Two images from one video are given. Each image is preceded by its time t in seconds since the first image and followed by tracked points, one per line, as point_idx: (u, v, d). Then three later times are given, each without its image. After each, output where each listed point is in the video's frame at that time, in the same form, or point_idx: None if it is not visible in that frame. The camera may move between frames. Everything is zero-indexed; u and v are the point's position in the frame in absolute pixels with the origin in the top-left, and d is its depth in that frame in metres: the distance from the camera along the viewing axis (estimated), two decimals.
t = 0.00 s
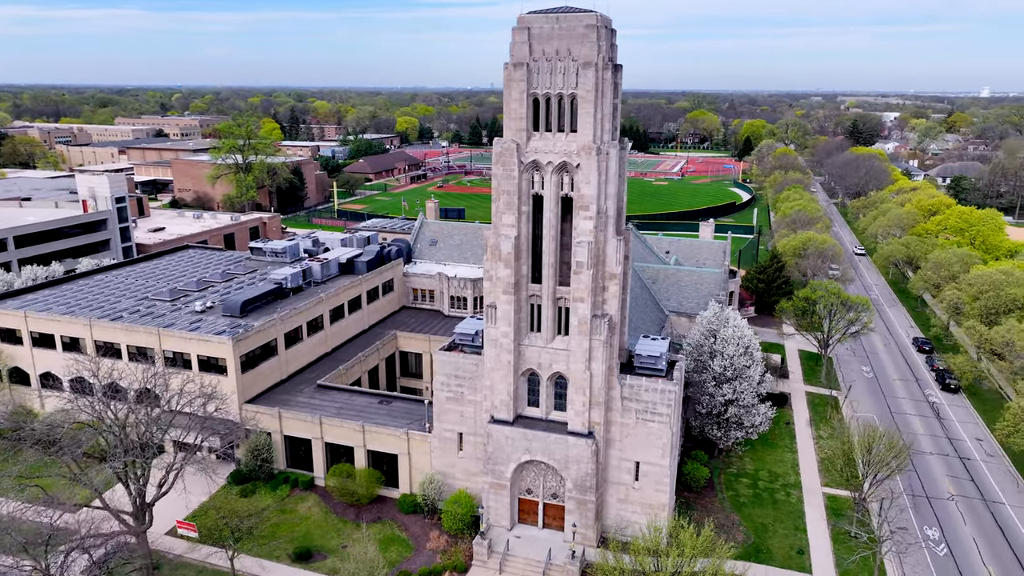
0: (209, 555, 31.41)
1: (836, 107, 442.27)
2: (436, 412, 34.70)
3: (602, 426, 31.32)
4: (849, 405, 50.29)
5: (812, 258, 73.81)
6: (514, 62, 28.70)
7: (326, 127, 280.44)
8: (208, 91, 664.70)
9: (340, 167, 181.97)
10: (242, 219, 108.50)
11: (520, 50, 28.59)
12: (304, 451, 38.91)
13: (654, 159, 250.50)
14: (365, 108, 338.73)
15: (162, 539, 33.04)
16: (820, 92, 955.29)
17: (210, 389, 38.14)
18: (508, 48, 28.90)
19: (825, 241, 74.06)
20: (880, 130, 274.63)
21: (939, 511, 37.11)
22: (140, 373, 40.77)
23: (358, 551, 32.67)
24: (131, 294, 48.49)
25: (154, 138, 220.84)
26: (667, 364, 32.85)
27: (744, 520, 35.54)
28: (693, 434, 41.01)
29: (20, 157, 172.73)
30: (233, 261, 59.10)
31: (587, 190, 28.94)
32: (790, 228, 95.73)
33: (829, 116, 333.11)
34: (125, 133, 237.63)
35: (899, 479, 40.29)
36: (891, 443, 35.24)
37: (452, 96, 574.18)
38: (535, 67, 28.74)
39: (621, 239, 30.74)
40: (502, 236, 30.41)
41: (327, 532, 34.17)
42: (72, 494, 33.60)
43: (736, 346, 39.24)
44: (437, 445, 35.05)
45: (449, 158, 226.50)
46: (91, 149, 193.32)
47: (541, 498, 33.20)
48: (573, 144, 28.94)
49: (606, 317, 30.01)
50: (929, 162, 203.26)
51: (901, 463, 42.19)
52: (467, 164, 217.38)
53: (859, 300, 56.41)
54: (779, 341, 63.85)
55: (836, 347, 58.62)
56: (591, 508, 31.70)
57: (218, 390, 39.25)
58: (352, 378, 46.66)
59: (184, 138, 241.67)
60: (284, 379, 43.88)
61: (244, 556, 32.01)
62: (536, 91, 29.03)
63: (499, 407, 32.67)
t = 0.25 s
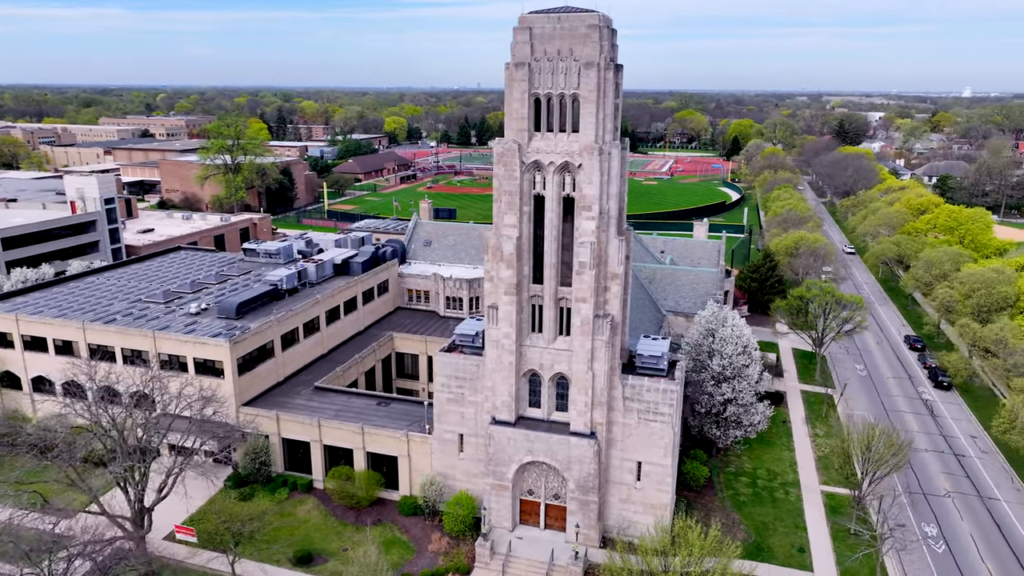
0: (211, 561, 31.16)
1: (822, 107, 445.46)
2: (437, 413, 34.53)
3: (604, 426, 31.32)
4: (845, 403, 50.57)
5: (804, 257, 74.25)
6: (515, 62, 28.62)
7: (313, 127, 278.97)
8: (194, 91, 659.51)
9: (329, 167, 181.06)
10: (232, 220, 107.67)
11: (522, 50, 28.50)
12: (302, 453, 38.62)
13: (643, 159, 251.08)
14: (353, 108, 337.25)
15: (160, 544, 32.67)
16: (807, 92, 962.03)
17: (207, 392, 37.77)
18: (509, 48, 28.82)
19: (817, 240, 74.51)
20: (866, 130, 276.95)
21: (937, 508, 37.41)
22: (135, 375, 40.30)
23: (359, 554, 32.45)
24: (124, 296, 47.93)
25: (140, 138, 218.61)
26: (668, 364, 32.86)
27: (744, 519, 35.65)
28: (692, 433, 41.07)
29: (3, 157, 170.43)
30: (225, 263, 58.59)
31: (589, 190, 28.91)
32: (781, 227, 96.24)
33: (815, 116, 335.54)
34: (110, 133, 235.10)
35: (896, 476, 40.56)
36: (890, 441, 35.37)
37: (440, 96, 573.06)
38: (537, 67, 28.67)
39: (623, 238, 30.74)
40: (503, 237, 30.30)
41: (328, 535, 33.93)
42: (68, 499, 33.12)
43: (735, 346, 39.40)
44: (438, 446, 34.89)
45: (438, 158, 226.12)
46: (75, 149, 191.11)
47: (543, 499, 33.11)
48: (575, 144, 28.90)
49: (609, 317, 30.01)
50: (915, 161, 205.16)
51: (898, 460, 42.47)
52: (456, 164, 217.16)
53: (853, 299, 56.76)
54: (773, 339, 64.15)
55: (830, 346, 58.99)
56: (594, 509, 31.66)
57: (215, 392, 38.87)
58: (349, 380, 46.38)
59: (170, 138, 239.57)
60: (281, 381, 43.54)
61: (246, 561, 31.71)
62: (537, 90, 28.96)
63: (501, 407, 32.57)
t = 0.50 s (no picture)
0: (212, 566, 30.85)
1: (808, 107, 448.36)
2: (437, 415, 34.36)
3: (607, 426, 31.31)
4: (839, 402, 50.96)
5: (797, 256, 74.64)
6: (517, 62, 28.54)
7: (301, 127, 277.48)
8: (179, 91, 653.49)
9: (318, 167, 180.06)
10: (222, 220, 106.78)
11: (523, 50, 28.40)
12: (301, 456, 38.33)
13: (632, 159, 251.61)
14: (340, 107, 335.61)
15: (158, 549, 32.30)
16: (793, 92, 968.50)
17: (204, 395, 37.41)
18: (510, 48, 28.72)
19: (810, 239, 74.99)
20: (852, 129, 279.15)
21: (934, 504, 37.72)
22: (130, 379, 39.83)
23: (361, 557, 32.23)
24: (116, 299, 47.39)
25: (125, 138, 216.63)
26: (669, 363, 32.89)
27: (745, 517, 35.75)
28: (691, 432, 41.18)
29: None
30: (218, 264, 58.10)
31: (591, 190, 28.88)
32: (772, 227, 96.76)
33: (802, 115, 337.61)
34: (95, 134, 232.58)
35: (893, 473, 40.84)
36: (889, 438, 35.57)
37: (428, 96, 571.26)
38: (538, 67, 28.61)
39: (624, 239, 30.74)
40: (505, 237, 30.21)
41: (328, 538, 33.69)
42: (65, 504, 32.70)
43: (734, 345, 39.59)
44: (438, 448, 34.73)
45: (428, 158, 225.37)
46: (60, 150, 188.85)
47: (545, 500, 33.01)
48: (577, 145, 28.87)
49: (611, 318, 30.00)
50: (901, 160, 206.93)
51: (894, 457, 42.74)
52: (445, 164, 216.72)
53: (847, 298, 57.07)
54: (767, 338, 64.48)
55: (824, 344, 59.32)
56: (596, 509, 31.63)
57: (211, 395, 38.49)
58: (346, 382, 46.08)
59: (156, 138, 237.36)
60: (278, 383, 43.19)
61: (246, 566, 31.39)
62: (539, 90, 28.89)
63: (502, 408, 32.46)
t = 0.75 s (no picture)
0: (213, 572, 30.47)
1: (794, 107, 451.52)
2: (438, 416, 34.20)
3: (609, 427, 31.32)
4: (834, 400, 51.26)
5: (789, 255, 75.05)
6: (519, 62, 28.43)
7: (289, 127, 275.77)
8: (165, 91, 647.80)
9: (307, 167, 179.08)
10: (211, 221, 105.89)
11: (525, 50, 28.30)
12: (300, 459, 38.02)
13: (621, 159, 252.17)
14: (328, 107, 333.96)
15: (158, 554, 31.92)
16: (779, 92, 975.05)
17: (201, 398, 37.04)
18: (512, 48, 28.61)
19: (802, 239, 75.46)
20: (838, 129, 281.46)
21: (932, 502, 37.99)
22: (125, 383, 39.37)
23: (363, 560, 32.02)
24: (109, 302, 46.83)
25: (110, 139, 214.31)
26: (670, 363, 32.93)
27: (745, 516, 35.84)
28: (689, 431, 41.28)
29: None
30: (211, 266, 57.57)
31: (594, 190, 28.86)
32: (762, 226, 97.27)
33: (789, 115, 339.78)
34: (80, 134, 229.90)
35: (890, 471, 41.08)
36: (888, 437, 35.76)
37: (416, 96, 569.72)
38: (540, 67, 28.54)
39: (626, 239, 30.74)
40: (507, 238, 30.12)
41: (329, 542, 33.42)
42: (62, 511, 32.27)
43: (733, 345, 39.77)
44: (439, 449, 34.57)
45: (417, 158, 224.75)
46: (45, 150, 186.50)
47: (547, 501, 32.93)
48: (579, 145, 28.84)
49: (614, 318, 30.00)
50: (887, 160, 208.75)
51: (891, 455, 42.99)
52: (435, 164, 216.25)
53: (841, 297, 57.41)
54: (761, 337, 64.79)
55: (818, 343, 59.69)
56: (599, 509, 31.61)
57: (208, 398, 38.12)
58: (343, 384, 45.79)
59: (142, 138, 235.15)
60: (274, 386, 42.84)
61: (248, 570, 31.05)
62: (541, 90, 28.81)
63: (504, 409, 32.38)
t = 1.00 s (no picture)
0: None
1: (779, 107, 454.76)
2: (439, 418, 34.03)
3: (612, 427, 31.30)
4: (830, 398, 51.57)
5: (782, 254, 75.44)
6: (521, 62, 28.31)
7: (276, 128, 273.95)
8: (150, 92, 641.88)
9: (296, 168, 178.05)
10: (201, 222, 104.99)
11: (528, 50, 28.20)
12: (300, 461, 37.72)
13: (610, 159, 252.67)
14: (316, 107, 332.19)
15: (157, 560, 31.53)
16: (765, 92, 981.22)
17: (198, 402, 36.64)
18: (514, 48, 28.47)
19: (794, 238, 75.91)
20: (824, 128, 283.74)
21: (929, 499, 38.27)
22: (121, 386, 38.89)
23: (365, 563, 31.83)
24: (102, 304, 46.24)
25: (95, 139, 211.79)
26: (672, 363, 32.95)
27: (745, 516, 35.94)
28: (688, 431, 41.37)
29: None
30: (204, 268, 57.04)
31: (597, 191, 28.83)
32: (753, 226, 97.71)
33: (775, 114, 341.89)
34: (64, 135, 227.16)
35: (888, 469, 41.35)
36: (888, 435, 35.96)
37: (403, 96, 568.09)
38: (543, 67, 28.44)
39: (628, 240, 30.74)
40: (510, 239, 30.01)
41: (330, 546, 33.16)
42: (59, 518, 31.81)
43: (732, 345, 39.91)
44: (440, 451, 34.39)
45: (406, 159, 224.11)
46: (29, 151, 184.08)
47: (549, 502, 32.85)
48: (582, 145, 28.79)
49: (616, 318, 29.99)
50: (873, 159, 210.53)
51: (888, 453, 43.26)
52: (424, 164, 215.73)
53: (835, 295, 57.78)
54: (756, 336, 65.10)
55: (813, 341, 60.01)
56: (602, 510, 31.56)
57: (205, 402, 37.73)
58: (340, 386, 45.49)
59: (128, 139, 232.75)
60: (271, 388, 42.48)
61: None
62: (543, 91, 28.72)
63: (506, 411, 32.28)
